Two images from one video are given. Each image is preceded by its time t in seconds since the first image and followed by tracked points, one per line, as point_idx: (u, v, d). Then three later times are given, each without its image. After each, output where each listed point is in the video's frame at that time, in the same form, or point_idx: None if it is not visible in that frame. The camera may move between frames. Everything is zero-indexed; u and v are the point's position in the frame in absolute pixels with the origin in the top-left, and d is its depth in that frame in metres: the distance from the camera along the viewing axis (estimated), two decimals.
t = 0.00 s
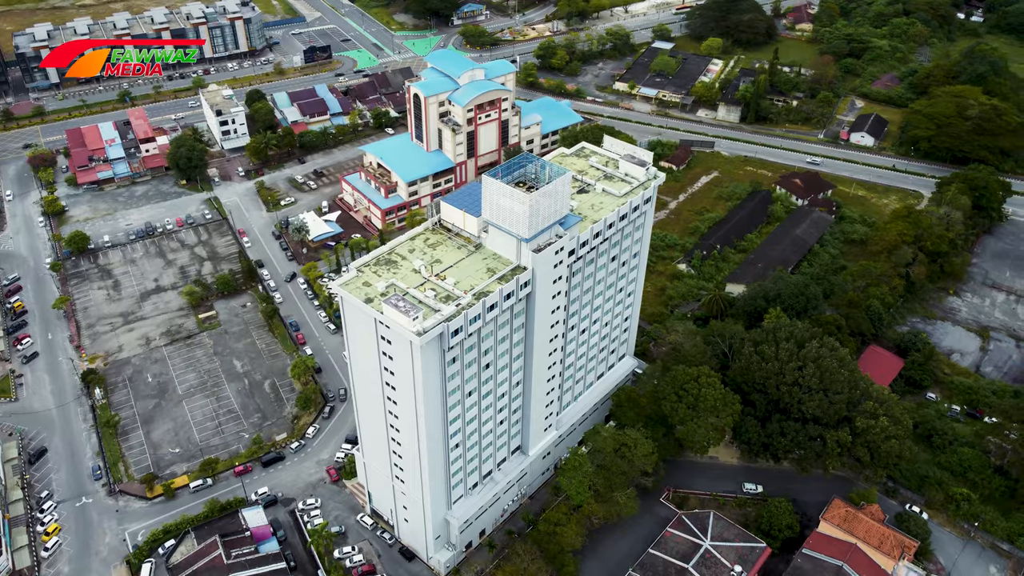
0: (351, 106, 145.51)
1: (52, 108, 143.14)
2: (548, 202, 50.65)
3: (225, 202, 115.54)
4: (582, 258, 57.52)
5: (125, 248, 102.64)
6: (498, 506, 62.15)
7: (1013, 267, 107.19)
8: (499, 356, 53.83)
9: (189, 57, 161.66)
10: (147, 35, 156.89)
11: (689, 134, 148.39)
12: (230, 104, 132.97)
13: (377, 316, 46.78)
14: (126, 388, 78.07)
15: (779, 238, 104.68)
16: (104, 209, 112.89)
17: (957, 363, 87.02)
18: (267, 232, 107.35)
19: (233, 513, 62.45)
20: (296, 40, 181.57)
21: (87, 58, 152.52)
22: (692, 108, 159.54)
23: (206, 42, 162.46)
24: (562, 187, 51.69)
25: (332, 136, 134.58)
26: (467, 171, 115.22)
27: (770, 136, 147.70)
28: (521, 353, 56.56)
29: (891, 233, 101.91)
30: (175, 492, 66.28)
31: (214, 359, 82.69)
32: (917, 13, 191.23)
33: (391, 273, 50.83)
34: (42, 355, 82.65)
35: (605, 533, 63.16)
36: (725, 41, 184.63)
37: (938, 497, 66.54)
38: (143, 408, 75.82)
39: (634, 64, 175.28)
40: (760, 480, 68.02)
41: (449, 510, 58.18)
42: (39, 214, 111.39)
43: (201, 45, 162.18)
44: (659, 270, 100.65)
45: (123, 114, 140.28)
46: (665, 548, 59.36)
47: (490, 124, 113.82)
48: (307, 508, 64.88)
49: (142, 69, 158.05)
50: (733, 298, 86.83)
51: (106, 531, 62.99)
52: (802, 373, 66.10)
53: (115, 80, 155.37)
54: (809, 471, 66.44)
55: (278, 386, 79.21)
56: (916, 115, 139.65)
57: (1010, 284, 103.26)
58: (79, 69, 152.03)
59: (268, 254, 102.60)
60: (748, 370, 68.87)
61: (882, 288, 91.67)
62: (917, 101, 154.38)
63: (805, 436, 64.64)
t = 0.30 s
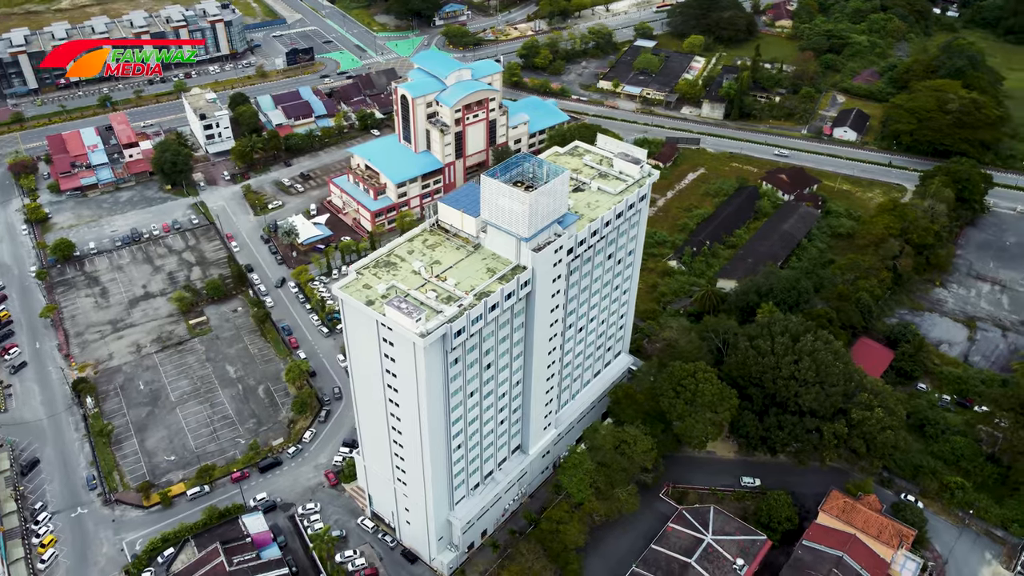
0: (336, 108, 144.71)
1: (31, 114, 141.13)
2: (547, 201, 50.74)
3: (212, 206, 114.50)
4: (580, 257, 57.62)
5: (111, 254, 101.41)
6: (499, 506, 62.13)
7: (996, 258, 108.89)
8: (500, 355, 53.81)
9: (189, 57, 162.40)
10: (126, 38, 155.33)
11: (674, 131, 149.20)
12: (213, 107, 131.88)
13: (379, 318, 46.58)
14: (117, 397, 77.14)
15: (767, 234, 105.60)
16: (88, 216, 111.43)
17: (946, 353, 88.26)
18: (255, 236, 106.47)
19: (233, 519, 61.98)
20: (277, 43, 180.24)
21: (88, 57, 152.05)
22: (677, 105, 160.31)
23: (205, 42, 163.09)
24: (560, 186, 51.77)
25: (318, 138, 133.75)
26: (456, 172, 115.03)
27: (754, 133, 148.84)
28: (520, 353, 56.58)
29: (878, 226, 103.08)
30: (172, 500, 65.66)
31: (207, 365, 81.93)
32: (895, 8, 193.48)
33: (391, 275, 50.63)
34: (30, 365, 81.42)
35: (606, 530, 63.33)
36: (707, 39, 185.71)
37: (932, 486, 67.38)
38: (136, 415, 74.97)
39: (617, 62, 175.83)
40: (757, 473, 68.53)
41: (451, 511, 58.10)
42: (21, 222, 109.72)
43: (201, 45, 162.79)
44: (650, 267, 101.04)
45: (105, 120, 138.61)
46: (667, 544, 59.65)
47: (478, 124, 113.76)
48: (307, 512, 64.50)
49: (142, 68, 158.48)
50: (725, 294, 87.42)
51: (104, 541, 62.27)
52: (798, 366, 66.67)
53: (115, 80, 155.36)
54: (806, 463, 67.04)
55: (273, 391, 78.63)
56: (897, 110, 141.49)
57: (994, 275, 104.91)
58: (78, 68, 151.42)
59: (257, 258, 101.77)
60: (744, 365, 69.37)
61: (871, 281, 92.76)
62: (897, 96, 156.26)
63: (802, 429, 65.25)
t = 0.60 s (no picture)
0: (320, 110, 143.89)
1: (9, 121, 138.95)
2: (547, 200, 50.84)
3: (198, 211, 113.42)
4: (577, 255, 57.76)
5: (98, 261, 100.17)
6: (500, 506, 62.15)
7: (980, 249, 110.53)
8: (501, 355, 53.84)
9: (189, 57, 162.25)
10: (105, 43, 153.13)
11: (659, 129, 149.92)
12: (197, 111, 130.39)
13: (381, 321, 46.43)
14: (110, 405, 76.27)
15: (756, 229, 106.50)
16: (72, 223, 109.97)
17: (934, 344, 89.51)
18: (244, 240, 105.60)
19: (233, 526, 61.55)
20: (258, 45, 178.79)
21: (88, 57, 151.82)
22: (661, 103, 161.08)
23: (206, 42, 163.32)
24: (558, 184, 51.90)
25: (304, 140, 132.85)
26: (444, 173, 114.83)
27: (738, 129, 149.95)
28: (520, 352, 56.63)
29: (864, 220, 104.31)
30: (169, 508, 65.08)
31: (200, 371, 81.19)
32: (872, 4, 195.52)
33: (391, 277, 50.46)
34: (19, 375, 80.26)
35: (608, 527, 63.54)
36: (688, 36, 186.70)
37: (926, 475, 68.30)
38: (129, 424, 74.16)
39: (600, 61, 176.25)
40: (754, 467, 69.05)
41: (453, 512, 58.03)
42: (4, 231, 108.04)
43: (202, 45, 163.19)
44: (641, 264, 101.41)
45: (86, 125, 136.86)
46: (669, 538, 59.90)
47: (466, 124, 113.61)
48: (307, 517, 64.19)
49: (141, 69, 158.14)
50: (717, 290, 88.02)
51: (101, 552, 61.63)
52: (794, 360, 67.30)
53: (114, 80, 155.11)
54: (802, 455, 67.68)
55: (267, 396, 78.10)
56: (878, 105, 143.22)
57: (978, 265, 106.48)
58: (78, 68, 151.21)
59: (246, 262, 100.92)
60: (740, 359, 69.88)
61: (860, 274, 93.90)
62: (878, 91, 158.15)
63: (799, 422, 65.91)
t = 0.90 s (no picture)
0: (305, 112, 143.01)
1: None
2: (546, 199, 50.95)
3: (185, 216, 112.30)
4: (575, 253, 57.90)
5: (84, 268, 98.89)
6: (502, 506, 62.19)
7: (963, 240, 112.09)
8: (502, 355, 53.87)
9: (189, 56, 163.07)
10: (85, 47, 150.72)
11: (644, 126, 150.54)
12: (180, 115, 129.01)
13: (384, 323, 46.26)
14: (102, 414, 75.36)
15: (745, 225, 107.27)
16: (56, 230, 108.47)
17: (923, 335, 90.73)
18: (232, 245, 104.71)
19: (233, 532, 61.10)
20: (239, 48, 177.25)
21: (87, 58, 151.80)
22: (645, 101, 161.73)
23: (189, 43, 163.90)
24: (556, 183, 52.00)
25: (289, 143, 131.92)
26: (432, 173, 114.55)
27: (723, 126, 150.93)
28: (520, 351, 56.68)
29: (851, 214, 105.43)
30: (167, 516, 64.47)
31: (192, 377, 80.39)
32: None
33: (391, 278, 50.30)
34: (7, 386, 79.07)
35: (609, 523, 63.75)
36: (670, 34, 187.58)
37: (920, 464, 69.12)
38: (123, 432, 73.31)
39: (583, 59, 176.64)
40: (751, 461, 69.57)
41: (456, 512, 57.98)
42: None
43: (200, 45, 165.82)
44: (632, 261, 101.74)
45: (67, 131, 135.08)
46: (670, 533, 60.22)
47: (453, 124, 113.33)
48: (307, 522, 63.87)
49: (142, 68, 158.09)
50: (709, 286, 88.56)
51: (98, 562, 60.98)
52: (790, 353, 67.89)
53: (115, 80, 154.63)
54: (799, 448, 68.29)
55: (262, 401, 77.54)
56: (860, 100, 144.80)
57: (962, 257, 107.97)
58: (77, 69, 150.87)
59: (235, 266, 100.03)
60: (736, 354, 70.37)
61: (848, 268, 94.98)
62: (858, 86, 159.86)
63: (796, 415, 66.55)
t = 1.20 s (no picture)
0: (288, 114, 141.95)
1: None
2: (544, 198, 51.08)
3: (171, 221, 111.12)
4: (572, 251, 58.04)
5: (70, 276, 97.57)
6: (503, 505, 62.25)
7: (947, 232, 113.69)
8: (502, 354, 53.90)
9: (188, 56, 165.43)
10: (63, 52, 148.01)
11: (630, 124, 151.11)
12: (163, 119, 127.61)
13: (386, 324, 46.14)
14: (94, 422, 74.46)
15: (733, 220, 108.07)
16: (39, 237, 106.94)
17: (911, 326, 91.95)
18: (220, 249, 103.80)
19: (233, 538, 60.70)
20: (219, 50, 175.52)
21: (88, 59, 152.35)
22: (629, 98, 162.30)
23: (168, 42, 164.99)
24: (554, 182, 52.13)
25: (274, 146, 130.92)
26: (421, 174, 114.28)
27: (707, 122, 151.85)
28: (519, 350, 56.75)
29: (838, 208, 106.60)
30: (164, 524, 63.87)
31: (185, 384, 79.61)
32: None
33: (391, 280, 50.13)
34: None
35: (609, 520, 64.00)
36: (651, 32, 188.46)
37: (914, 453, 69.98)
38: (116, 440, 72.49)
39: (567, 58, 176.93)
40: (748, 454, 70.13)
41: (458, 513, 57.96)
42: None
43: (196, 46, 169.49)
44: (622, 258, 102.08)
45: (47, 137, 133.24)
46: (672, 528, 60.54)
47: (441, 125, 113.06)
48: (307, 526, 63.57)
49: (141, 68, 158.70)
50: (700, 282, 89.14)
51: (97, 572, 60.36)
52: (784, 346, 68.53)
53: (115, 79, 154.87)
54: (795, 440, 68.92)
55: (257, 405, 77.00)
56: (841, 95, 146.44)
57: (947, 248, 109.49)
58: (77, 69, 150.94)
59: (224, 270, 99.21)
60: (731, 349, 70.90)
61: (837, 261, 96.03)
62: (839, 81, 161.56)
63: (792, 408, 67.25)
